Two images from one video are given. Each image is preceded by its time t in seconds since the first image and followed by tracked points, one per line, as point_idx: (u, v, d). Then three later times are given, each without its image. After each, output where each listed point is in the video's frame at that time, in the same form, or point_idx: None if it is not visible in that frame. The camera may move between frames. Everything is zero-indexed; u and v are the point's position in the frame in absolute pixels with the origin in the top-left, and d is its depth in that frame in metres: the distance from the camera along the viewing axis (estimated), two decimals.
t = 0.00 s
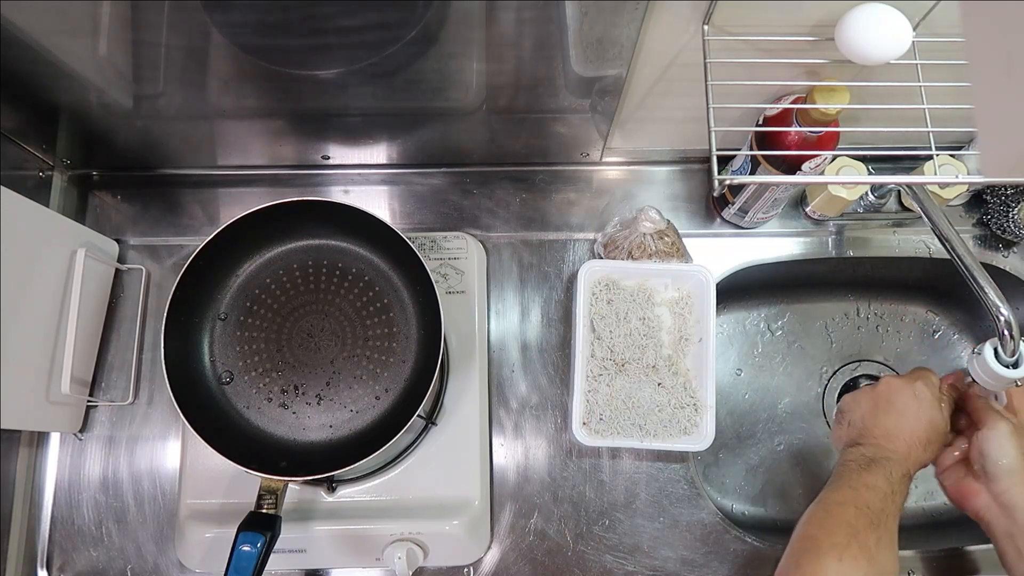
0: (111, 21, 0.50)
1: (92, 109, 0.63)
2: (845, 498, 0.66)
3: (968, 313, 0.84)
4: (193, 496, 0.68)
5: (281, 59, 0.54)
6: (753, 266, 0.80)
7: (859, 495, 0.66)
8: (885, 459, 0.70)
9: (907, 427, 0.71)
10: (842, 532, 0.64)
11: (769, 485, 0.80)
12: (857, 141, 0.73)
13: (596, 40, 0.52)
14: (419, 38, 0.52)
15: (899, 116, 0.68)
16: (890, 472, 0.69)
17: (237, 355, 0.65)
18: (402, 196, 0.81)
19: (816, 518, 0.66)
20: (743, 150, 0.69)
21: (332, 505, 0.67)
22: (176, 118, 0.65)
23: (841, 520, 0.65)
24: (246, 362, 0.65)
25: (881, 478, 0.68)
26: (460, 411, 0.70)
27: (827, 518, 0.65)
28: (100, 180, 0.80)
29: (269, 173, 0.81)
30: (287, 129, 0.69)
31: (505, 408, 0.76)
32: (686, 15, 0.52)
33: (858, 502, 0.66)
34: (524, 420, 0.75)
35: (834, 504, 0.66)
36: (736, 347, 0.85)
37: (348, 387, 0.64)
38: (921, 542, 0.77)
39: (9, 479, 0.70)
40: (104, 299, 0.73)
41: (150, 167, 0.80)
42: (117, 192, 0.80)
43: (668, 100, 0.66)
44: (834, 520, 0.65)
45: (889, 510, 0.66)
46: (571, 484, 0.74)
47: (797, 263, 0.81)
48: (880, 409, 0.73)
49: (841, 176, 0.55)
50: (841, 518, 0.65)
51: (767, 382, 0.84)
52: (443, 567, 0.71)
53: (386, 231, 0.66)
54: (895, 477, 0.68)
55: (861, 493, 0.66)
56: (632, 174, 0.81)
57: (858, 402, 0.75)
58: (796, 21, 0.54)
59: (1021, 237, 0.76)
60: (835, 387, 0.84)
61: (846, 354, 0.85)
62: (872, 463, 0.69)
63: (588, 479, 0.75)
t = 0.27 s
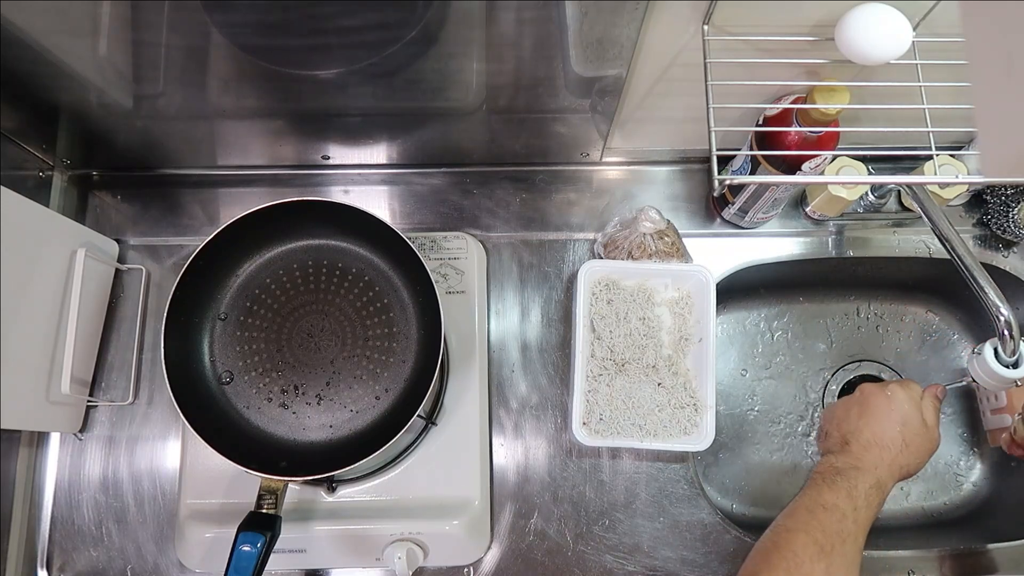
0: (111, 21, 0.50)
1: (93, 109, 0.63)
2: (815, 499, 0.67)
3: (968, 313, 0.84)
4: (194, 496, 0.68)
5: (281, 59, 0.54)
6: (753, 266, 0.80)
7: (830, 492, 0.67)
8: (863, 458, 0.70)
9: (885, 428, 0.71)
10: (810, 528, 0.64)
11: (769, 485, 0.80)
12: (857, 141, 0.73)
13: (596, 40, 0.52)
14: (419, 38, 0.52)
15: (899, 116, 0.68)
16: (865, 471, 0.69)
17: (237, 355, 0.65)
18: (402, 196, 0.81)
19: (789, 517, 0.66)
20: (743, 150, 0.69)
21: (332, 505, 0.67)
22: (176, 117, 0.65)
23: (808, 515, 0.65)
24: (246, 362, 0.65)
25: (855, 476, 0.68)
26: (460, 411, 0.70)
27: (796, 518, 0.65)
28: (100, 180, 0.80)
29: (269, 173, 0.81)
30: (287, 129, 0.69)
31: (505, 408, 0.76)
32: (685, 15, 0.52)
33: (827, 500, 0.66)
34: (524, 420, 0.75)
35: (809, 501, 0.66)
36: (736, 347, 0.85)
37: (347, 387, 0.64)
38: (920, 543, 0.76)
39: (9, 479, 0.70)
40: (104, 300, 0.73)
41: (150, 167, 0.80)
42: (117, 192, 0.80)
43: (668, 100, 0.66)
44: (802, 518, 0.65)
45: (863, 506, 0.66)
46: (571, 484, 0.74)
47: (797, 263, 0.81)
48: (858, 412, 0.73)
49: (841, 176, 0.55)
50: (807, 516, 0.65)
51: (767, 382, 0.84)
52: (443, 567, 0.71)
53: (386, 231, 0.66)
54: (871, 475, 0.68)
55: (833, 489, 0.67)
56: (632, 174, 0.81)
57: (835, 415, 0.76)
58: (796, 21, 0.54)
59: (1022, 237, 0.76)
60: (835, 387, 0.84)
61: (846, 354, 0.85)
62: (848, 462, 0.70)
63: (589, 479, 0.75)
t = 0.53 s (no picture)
0: (111, 21, 0.50)
1: (93, 110, 0.63)
2: (819, 504, 0.66)
3: (968, 313, 0.84)
4: (194, 496, 0.68)
5: (281, 59, 0.54)
6: (753, 266, 0.80)
7: (835, 499, 0.66)
8: (866, 468, 0.70)
9: (887, 443, 0.72)
10: (817, 533, 0.63)
11: (769, 485, 0.80)
12: (857, 141, 0.73)
13: (596, 41, 0.52)
14: (419, 38, 0.52)
15: (899, 116, 0.68)
16: (868, 482, 0.69)
17: (237, 355, 0.65)
18: (402, 196, 0.81)
19: (791, 521, 0.65)
20: (743, 150, 0.69)
21: (332, 505, 0.67)
22: (176, 118, 0.65)
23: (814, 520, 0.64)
24: (246, 362, 0.65)
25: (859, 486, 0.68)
26: (460, 411, 0.70)
27: (800, 522, 0.65)
28: (100, 180, 0.80)
29: (269, 173, 0.81)
30: (287, 129, 0.69)
31: (505, 408, 0.76)
32: (685, 15, 0.52)
33: (833, 505, 0.65)
34: (524, 420, 0.75)
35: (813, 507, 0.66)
36: (736, 347, 0.85)
37: (348, 387, 0.64)
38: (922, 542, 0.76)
39: (9, 479, 0.70)
40: (104, 299, 0.73)
41: (149, 168, 0.80)
42: (117, 192, 0.80)
43: (668, 100, 0.66)
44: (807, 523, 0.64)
45: (865, 515, 0.66)
46: (571, 484, 0.74)
47: (797, 263, 0.81)
48: (860, 425, 0.74)
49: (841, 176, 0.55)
50: (812, 522, 0.64)
51: (767, 382, 0.84)
52: (443, 567, 0.71)
53: (386, 231, 0.66)
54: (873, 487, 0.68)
55: (839, 496, 0.66)
56: (632, 174, 0.81)
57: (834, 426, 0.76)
58: (796, 21, 0.54)
59: (1022, 237, 0.76)
60: (835, 387, 0.84)
61: (846, 354, 0.85)
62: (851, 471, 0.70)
63: (588, 479, 0.75)
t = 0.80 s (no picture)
0: (111, 21, 0.50)
1: (93, 110, 0.63)
2: (817, 506, 0.66)
3: (968, 313, 0.84)
4: (194, 496, 0.68)
5: (281, 59, 0.54)
6: (753, 266, 0.80)
7: (832, 500, 0.66)
8: (863, 467, 0.69)
9: (884, 443, 0.71)
10: (817, 536, 0.63)
11: (769, 486, 0.80)
12: (857, 141, 0.73)
13: (596, 41, 0.52)
14: (419, 38, 0.51)
15: (899, 116, 0.68)
16: (866, 481, 0.68)
17: (237, 355, 0.65)
18: (402, 196, 0.81)
19: (789, 524, 0.65)
20: (743, 150, 0.69)
21: (332, 505, 0.67)
22: (176, 118, 0.65)
23: (813, 522, 0.64)
24: (246, 362, 0.65)
25: (857, 485, 0.67)
26: (460, 411, 0.70)
27: (798, 524, 0.64)
28: (100, 180, 0.80)
29: (269, 173, 0.81)
30: (287, 129, 0.69)
31: (505, 408, 0.76)
32: (685, 15, 0.52)
33: (831, 507, 0.65)
34: (524, 420, 0.75)
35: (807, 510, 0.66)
36: (736, 347, 0.85)
37: (347, 387, 0.64)
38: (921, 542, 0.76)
39: (9, 479, 0.70)
40: (104, 299, 0.73)
41: (149, 168, 0.80)
42: (117, 192, 0.80)
43: (668, 100, 0.66)
44: (805, 526, 0.64)
45: (864, 516, 0.65)
46: (571, 484, 0.74)
47: (797, 263, 0.81)
48: (856, 424, 0.73)
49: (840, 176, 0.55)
50: (810, 524, 0.64)
51: (767, 382, 0.84)
52: (443, 567, 0.71)
53: (386, 232, 0.66)
54: (871, 486, 0.68)
55: (836, 496, 0.66)
56: (632, 174, 0.81)
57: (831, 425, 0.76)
58: (796, 21, 0.54)
59: (1021, 237, 0.76)
60: (835, 387, 0.84)
61: (846, 354, 0.85)
62: (848, 470, 0.69)
63: (588, 479, 0.75)
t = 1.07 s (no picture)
0: (111, 22, 0.50)
1: (93, 110, 0.63)
2: (808, 510, 0.65)
3: (968, 313, 0.84)
4: (194, 496, 0.68)
5: (281, 59, 0.54)
6: (753, 266, 0.80)
7: (825, 503, 0.65)
8: (857, 469, 0.69)
9: (879, 446, 0.71)
10: (807, 543, 0.62)
11: (769, 486, 0.80)
12: (857, 141, 0.73)
13: (596, 41, 0.52)
14: (419, 38, 0.51)
15: (899, 116, 0.68)
16: (860, 484, 0.68)
17: (237, 355, 0.65)
18: (402, 196, 0.81)
19: (780, 529, 0.65)
20: (743, 150, 0.69)
21: (332, 505, 0.67)
22: (176, 117, 0.65)
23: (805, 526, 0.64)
24: (246, 362, 0.65)
25: (850, 489, 0.67)
26: (460, 411, 0.70)
27: (789, 531, 0.64)
28: (100, 180, 0.80)
29: (269, 173, 0.81)
30: (287, 129, 0.69)
31: (505, 408, 0.76)
32: (686, 14, 0.52)
33: (823, 512, 0.64)
34: (524, 420, 0.75)
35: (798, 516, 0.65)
36: (736, 347, 0.85)
37: (347, 387, 0.64)
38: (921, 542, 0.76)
39: (9, 479, 0.70)
40: (104, 299, 0.73)
41: (149, 168, 0.80)
42: (117, 192, 0.80)
43: (668, 100, 0.66)
44: (796, 530, 0.64)
45: (856, 521, 0.65)
46: (571, 484, 0.74)
47: (798, 263, 0.81)
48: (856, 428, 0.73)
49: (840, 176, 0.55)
50: (802, 529, 0.63)
51: (767, 382, 0.84)
52: (443, 567, 0.71)
53: (386, 232, 0.66)
54: (866, 489, 0.68)
55: (829, 500, 0.66)
56: (632, 174, 0.81)
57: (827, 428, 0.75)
58: (796, 21, 0.54)
59: (1021, 237, 0.76)
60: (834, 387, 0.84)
61: (846, 354, 0.85)
62: (842, 473, 0.69)
63: (588, 479, 0.75)
